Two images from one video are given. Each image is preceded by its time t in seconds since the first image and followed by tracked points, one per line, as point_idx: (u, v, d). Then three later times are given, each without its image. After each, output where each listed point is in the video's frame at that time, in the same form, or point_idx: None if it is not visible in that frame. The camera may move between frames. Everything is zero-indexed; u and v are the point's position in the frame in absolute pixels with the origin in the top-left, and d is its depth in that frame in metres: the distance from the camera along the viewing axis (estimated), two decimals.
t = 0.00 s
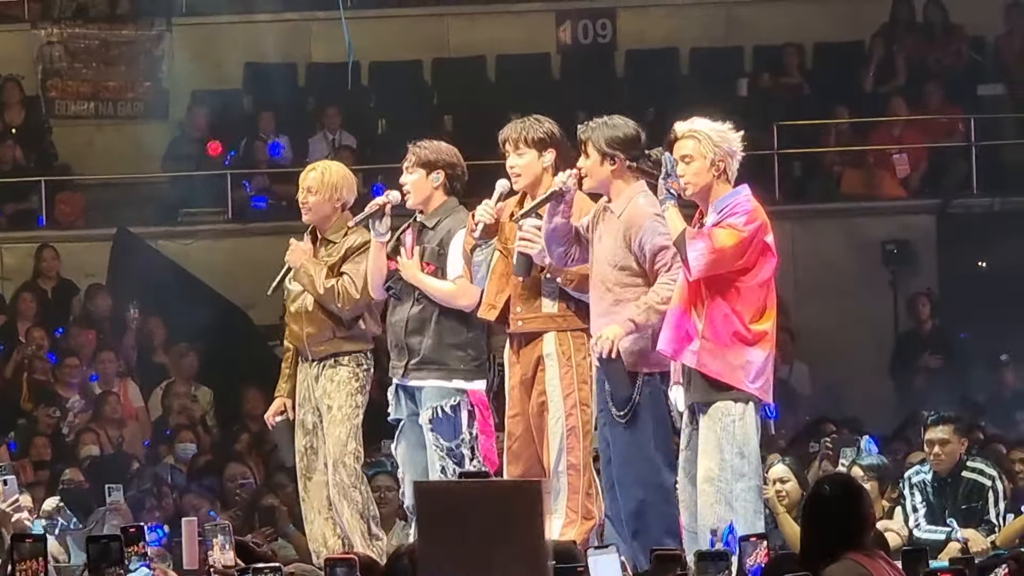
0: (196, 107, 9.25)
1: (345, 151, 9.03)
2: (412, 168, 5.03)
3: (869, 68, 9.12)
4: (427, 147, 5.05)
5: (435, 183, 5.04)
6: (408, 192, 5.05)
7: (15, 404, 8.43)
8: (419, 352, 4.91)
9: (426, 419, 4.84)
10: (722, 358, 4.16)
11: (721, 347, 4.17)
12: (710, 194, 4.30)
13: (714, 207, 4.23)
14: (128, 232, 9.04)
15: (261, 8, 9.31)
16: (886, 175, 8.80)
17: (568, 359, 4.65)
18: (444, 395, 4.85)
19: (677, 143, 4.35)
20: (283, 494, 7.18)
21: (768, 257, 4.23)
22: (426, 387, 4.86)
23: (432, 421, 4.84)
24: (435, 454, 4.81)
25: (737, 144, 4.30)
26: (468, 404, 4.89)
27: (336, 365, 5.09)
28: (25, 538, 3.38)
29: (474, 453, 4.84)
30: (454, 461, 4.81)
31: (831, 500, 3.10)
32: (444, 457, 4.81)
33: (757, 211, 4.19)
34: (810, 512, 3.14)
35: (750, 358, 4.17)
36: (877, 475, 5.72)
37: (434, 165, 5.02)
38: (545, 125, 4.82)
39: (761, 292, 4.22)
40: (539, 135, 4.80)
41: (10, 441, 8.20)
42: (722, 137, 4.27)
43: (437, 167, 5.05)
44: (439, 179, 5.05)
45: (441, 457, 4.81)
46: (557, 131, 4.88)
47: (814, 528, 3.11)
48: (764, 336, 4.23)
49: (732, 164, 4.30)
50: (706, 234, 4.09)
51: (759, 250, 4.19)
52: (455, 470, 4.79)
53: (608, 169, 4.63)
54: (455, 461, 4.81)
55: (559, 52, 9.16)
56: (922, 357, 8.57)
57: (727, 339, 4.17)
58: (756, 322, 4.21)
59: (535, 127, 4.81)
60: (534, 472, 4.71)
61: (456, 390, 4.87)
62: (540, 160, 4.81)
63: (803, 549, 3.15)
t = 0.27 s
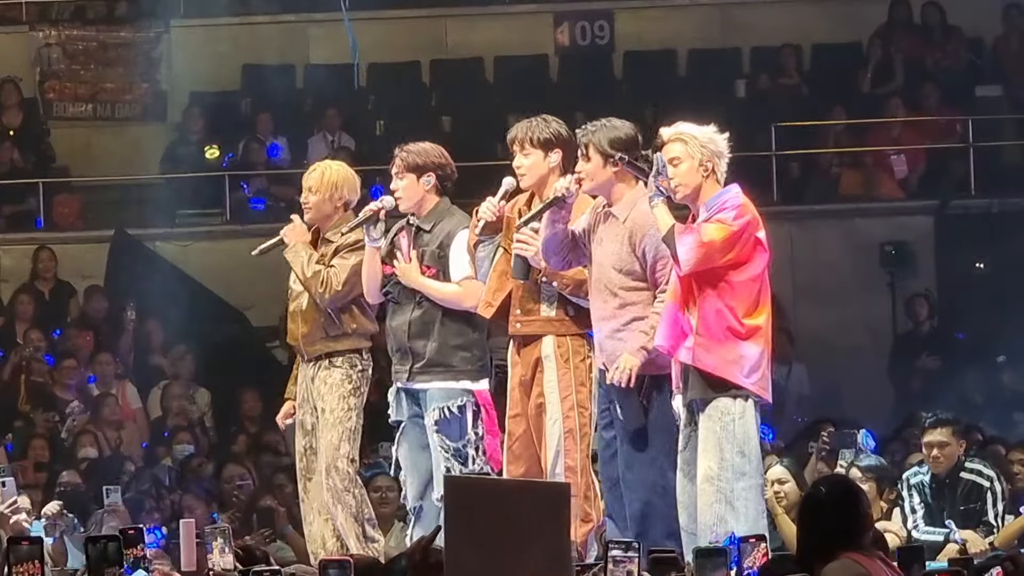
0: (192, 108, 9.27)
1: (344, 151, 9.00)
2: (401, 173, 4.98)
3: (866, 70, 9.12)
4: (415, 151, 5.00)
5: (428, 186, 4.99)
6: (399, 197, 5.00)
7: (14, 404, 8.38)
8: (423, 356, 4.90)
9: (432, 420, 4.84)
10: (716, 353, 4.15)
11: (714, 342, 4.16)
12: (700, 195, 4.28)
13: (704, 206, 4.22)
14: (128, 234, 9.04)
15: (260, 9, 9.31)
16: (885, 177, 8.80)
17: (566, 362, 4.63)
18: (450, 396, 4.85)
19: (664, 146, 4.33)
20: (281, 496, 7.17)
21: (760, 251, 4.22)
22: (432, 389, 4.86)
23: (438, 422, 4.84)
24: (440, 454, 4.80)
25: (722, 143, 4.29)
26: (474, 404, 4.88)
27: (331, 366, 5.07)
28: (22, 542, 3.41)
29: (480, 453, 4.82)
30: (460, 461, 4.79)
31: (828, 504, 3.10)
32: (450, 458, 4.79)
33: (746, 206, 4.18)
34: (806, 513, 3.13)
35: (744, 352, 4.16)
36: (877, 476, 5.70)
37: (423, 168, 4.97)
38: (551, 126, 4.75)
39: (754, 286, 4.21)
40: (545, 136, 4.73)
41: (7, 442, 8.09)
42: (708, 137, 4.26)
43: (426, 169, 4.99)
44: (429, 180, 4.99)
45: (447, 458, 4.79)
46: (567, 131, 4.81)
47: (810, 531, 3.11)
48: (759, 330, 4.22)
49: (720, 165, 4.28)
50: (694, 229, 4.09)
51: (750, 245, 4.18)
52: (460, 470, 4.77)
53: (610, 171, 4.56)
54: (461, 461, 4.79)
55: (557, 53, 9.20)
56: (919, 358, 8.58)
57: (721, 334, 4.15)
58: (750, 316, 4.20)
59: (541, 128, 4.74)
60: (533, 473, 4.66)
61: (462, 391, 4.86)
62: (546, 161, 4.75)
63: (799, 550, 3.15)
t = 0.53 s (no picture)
0: (193, 109, 9.29)
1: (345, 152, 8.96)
2: (391, 179, 4.97)
3: (866, 70, 9.13)
4: (404, 156, 4.97)
5: (418, 191, 4.98)
6: (391, 203, 4.99)
7: (13, 405, 8.36)
8: (430, 362, 4.87)
9: (440, 421, 4.84)
10: (716, 351, 4.15)
11: (714, 340, 4.16)
12: (695, 196, 4.28)
13: (701, 207, 4.23)
14: (128, 234, 9.06)
15: (261, 10, 9.37)
16: (885, 177, 8.77)
17: (566, 364, 4.69)
18: (458, 397, 4.85)
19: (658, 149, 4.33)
20: (281, 496, 7.17)
21: (757, 248, 4.22)
22: (440, 392, 4.86)
23: (446, 424, 4.83)
24: (448, 456, 4.80)
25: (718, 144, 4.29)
26: (481, 405, 4.88)
27: (331, 366, 5.06)
28: (21, 544, 3.38)
29: (488, 452, 4.84)
30: (468, 462, 4.80)
31: (828, 505, 3.10)
32: (458, 459, 4.80)
33: (740, 203, 4.18)
34: (806, 513, 3.13)
35: (744, 349, 4.15)
36: (878, 477, 5.61)
37: (411, 174, 4.95)
38: (562, 127, 4.80)
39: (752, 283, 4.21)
40: (555, 136, 4.77)
41: (6, 443, 8.05)
42: (703, 140, 4.26)
43: (416, 175, 4.97)
44: (420, 187, 4.98)
45: (455, 459, 4.80)
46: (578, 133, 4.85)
47: (810, 530, 3.11)
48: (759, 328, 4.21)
49: (715, 166, 4.28)
50: (689, 228, 4.10)
51: (745, 242, 4.18)
52: (469, 470, 4.79)
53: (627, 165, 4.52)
54: (469, 462, 4.80)
55: (558, 54, 9.19)
56: (919, 358, 8.58)
57: (720, 332, 4.16)
58: (750, 313, 4.20)
59: (552, 128, 4.78)
60: (535, 473, 4.75)
61: (471, 391, 4.86)
62: (555, 162, 4.79)
63: (799, 551, 3.14)
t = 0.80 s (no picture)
0: (192, 109, 9.26)
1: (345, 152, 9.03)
2: (397, 176, 4.94)
3: (866, 71, 9.13)
4: (412, 154, 4.96)
5: (424, 190, 4.97)
6: (395, 200, 4.97)
7: (13, 407, 8.37)
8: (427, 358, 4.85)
9: (440, 422, 4.82)
10: (716, 350, 4.14)
11: (714, 339, 4.15)
12: (694, 198, 4.30)
13: (700, 207, 4.24)
14: (128, 235, 9.04)
15: (260, 11, 9.28)
16: (883, 177, 8.81)
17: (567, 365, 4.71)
18: (458, 398, 4.83)
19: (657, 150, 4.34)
20: (281, 497, 7.17)
21: (756, 248, 4.22)
22: (440, 393, 4.83)
23: (445, 425, 4.82)
24: (449, 457, 4.78)
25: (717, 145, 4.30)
26: (480, 406, 4.87)
27: (337, 364, 5.04)
28: (19, 546, 3.44)
29: (488, 453, 4.84)
30: (469, 463, 4.78)
31: (829, 505, 3.10)
32: (459, 460, 4.78)
33: (738, 203, 4.19)
34: (806, 514, 3.14)
35: (744, 348, 4.15)
36: (876, 477, 5.71)
37: (419, 173, 4.94)
38: (569, 129, 4.71)
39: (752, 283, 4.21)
40: (562, 138, 4.70)
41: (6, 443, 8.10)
42: (702, 140, 4.27)
43: (424, 173, 4.96)
44: (428, 185, 4.97)
45: (456, 459, 4.78)
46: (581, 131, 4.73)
47: (811, 530, 3.11)
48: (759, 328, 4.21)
49: (714, 167, 4.30)
50: (687, 226, 4.10)
51: (744, 241, 4.18)
52: (470, 472, 4.76)
53: (611, 167, 4.56)
54: (469, 463, 4.78)
55: (558, 55, 9.15)
56: (919, 359, 8.60)
57: (719, 331, 4.15)
58: (750, 312, 4.19)
59: (560, 129, 4.71)
60: (535, 474, 4.76)
61: (470, 392, 4.85)
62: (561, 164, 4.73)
63: (799, 551, 3.15)
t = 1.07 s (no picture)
0: (190, 112, 9.25)
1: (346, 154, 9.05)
2: (414, 169, 4.93)
3: (867, 73, 9.13)
4: (429, 150, 4.97)
5: (439, 185, 4.94)
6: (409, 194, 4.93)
7: (15, 409, 8.41)
8: (415, 356, 4.86)
9: (435, 425, 4.81)
10: (717, 351, 4.15)
11: (715, 341, 4.16)
12: (700, 198, 4.28)
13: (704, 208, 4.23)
14: (129, 237, 9.06)
15: (262, 13, 9.23)
16: (884, 178, 8.80)
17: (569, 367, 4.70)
18: (453, 400, 4.81)
19: (665, 148, 4.33)
20: (282, 499, 7.18)
21: (760, 251, 4.22)
22: (436, 395, 4.82)
23: (440, 427, 4.81)
24: (443, 459, 4.79)
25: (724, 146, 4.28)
26: (475, 408, 4.85)
27: (342, 365, 5.08)
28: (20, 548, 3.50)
29: (483, 455, 4.85)
30: (462, 465, 4.80)
31: (833, 505, 3.21)
32: (452, 462, 4.79)
33: (744, 206, 4.18)
34: (810, 515, 3.24)
35: (745, 350, 4.15)
36: (879, 478, 5.70)
37: (436, 167, 4.93)
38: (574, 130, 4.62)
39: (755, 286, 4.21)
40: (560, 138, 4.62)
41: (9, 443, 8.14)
42: (709, 141, 4.25)
43: (439, 169, 4.95)
44: (442, 181, 4.96)
45: (449, 461, 4.79)
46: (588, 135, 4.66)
47: (815, 528, 3.23)
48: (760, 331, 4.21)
49: (721, 168, 4.27)
50: (692, 228, 4.10)
51: (749, 244, 4.18)
52: (464, 474, 4.78)
53: (589, 171, 4.61)
54: (463, 465, 4.80)
55: (559, 56, 9.15)
56: (919, 359, 8.58)
57: (721, 333, 4.16)
58: (751, 315, 4.20)
59: (559, 129, 4.62)
60: (535, 476, 4.76)
61: (464, 394, 4.83)
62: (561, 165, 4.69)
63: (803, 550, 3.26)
